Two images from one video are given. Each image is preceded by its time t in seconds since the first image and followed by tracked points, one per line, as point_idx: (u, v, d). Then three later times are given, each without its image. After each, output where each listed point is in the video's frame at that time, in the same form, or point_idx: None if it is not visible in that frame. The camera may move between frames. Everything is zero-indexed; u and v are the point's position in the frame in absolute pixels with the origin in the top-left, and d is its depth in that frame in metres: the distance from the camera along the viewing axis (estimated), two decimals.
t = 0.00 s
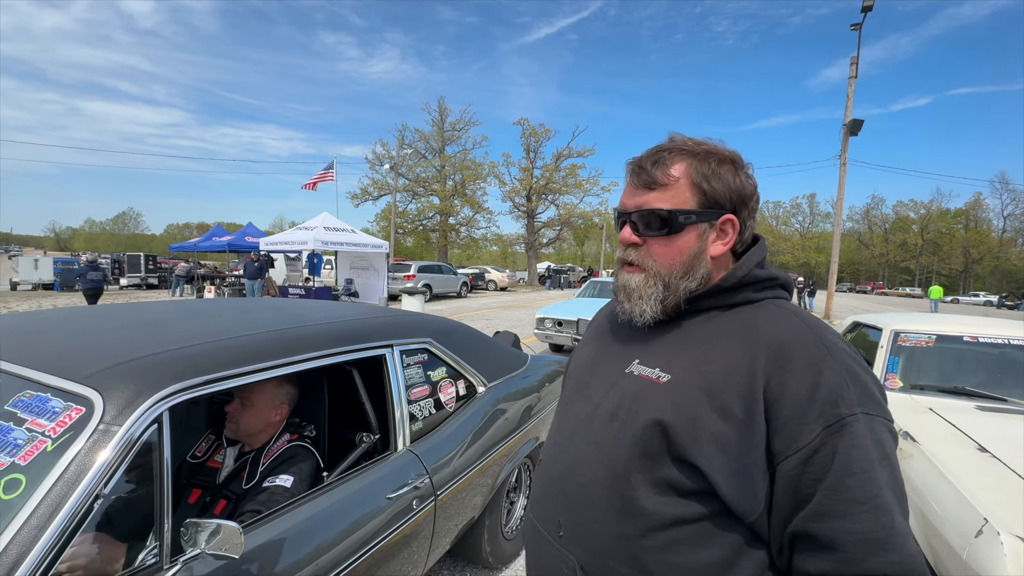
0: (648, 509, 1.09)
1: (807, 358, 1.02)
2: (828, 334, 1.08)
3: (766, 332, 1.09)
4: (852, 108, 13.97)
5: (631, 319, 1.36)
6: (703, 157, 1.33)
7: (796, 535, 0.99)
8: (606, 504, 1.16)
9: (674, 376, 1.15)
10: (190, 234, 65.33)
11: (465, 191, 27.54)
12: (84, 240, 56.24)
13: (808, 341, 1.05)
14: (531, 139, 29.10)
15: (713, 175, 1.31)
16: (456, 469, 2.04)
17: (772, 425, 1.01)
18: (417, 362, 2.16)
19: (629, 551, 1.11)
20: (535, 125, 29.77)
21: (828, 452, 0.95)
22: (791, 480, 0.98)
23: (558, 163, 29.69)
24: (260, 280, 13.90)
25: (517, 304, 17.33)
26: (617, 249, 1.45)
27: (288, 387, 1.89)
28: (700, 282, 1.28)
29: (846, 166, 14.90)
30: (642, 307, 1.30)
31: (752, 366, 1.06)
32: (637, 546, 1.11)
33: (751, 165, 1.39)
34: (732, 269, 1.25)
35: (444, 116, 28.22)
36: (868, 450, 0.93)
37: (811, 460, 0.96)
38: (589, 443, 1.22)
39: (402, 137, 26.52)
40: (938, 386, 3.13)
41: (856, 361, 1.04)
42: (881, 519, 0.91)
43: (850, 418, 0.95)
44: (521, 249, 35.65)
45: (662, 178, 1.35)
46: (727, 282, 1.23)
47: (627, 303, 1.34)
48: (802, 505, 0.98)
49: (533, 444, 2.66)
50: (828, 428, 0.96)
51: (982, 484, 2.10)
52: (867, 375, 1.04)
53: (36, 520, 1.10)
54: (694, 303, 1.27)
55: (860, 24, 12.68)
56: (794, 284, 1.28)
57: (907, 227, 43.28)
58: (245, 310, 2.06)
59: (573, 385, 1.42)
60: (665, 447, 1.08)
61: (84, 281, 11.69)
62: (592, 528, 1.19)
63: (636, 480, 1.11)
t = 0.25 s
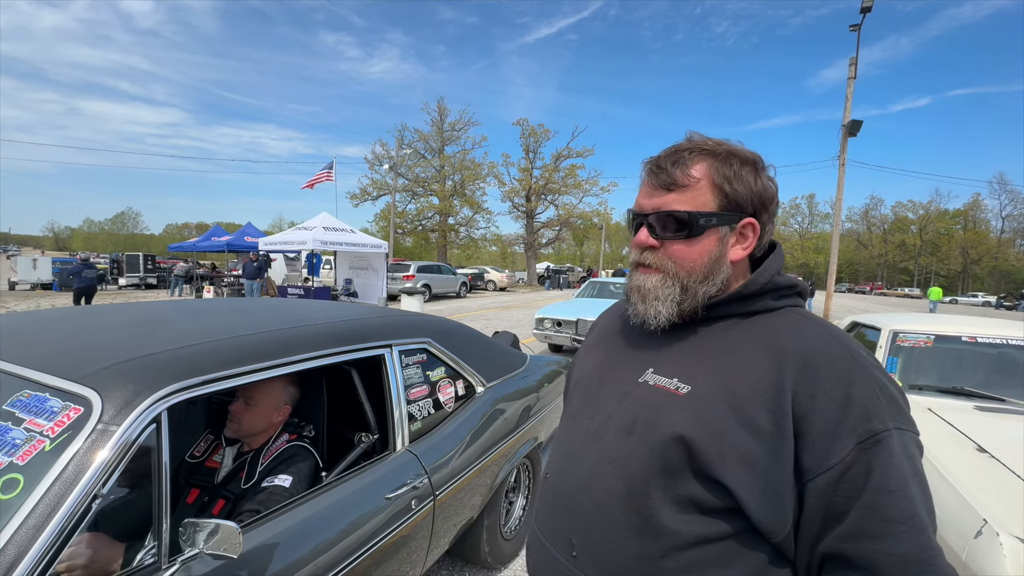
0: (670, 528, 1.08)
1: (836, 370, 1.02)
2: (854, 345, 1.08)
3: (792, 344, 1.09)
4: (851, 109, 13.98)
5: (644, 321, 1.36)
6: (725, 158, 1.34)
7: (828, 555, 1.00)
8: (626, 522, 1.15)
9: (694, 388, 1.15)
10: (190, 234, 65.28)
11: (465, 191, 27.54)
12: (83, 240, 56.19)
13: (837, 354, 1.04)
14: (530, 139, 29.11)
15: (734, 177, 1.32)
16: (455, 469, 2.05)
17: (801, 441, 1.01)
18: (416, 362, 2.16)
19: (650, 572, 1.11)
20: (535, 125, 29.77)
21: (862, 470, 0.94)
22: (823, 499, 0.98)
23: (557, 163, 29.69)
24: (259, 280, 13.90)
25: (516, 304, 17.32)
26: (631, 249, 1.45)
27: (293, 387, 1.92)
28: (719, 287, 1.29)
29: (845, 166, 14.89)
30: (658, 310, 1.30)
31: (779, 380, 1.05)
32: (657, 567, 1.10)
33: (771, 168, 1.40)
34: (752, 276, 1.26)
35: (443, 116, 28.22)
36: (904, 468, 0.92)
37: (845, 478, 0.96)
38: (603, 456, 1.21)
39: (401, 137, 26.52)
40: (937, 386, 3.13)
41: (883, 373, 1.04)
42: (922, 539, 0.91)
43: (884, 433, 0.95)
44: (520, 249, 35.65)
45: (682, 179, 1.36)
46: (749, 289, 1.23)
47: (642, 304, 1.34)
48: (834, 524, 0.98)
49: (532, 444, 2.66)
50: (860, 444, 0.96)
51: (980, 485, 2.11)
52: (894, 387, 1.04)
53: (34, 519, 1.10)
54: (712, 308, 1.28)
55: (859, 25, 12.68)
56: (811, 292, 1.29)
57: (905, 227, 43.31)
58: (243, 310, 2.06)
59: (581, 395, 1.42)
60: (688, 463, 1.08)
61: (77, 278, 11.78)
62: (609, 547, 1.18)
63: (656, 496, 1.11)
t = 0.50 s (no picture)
0: (682, 537, 1.08)
1: (853, 376, 1.02)
2: (869, 351, 1.08)
3: (807, 350, 1.09)
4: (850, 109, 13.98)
5: (653, 321, 1.36)
6: (739, 156, 1.34)
7: (844, 566, 1.00)
8: (635, 530, 1.14)
9: (706, 393, 1.15)
10: (189, 234, 65.24)
11: (464, 191, 27.53)
12: (82, 239, 56.17)
13: (854, 360, 1.05)
14: (530, 139, 29.11)
15: (749, 174, 1.32)
16: (454, 469, 2.04)
17: (817, 449, 1.01)
18: (415, 362, 2.16)
19: None
20: (534, 125, 29.76)
21: (881, 480, 0.94)
22: (840, 508, 0.98)
23: (556, 163, 29.69)
24: (258, 280, 13.89)
25: (516, 304, 17.31)
26: (641, 247, 1.45)
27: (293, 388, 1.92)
28: (730, 288, 1.29)
29: (845, 167, 14.88)
30: (667, 310, 1.30)
31: (795, 386, 1.05)
32: None
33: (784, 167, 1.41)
34: (766, 278, 1.26)
35: (443, 116, 28.23)
36: (922, 478, 0.93)
37: (862, 487, 0.96)
38: (611, 462, 1.21)
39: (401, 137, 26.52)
40: (936, 386, 3.14)
41: (899, 379, 1.04)
42: (942, 552, 0.92)
43: (904, 442, 0.95)
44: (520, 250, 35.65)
45: (695, 175, 1.36)
46: (763, 290, 1.23)
47: (651, 303, 1.34)
48: (851, 535, 0.98)
49: (532, 444, 2.66)
50: (879, 453, 0.95)
51: (979, 485, 2.11)
52: (908, 394, 1.04)
53: (32, 519, 1.10)
54: (723, 309, 1.28)
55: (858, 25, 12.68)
56: (822, 296, 1.30)
57: (904, 228, 43.34)
58: (241, 310, 2.06)
59: (585, 398, 1.42)
60: (700, 470, 1.08)
61: (69, 279, 11.83)
62: (615, 557, 1.17)
63: (667, 504, 1.10)
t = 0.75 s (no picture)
0: (683, 540, 1.08)
1: (862, 385, 1.03)
2: (878, 360, 1.09)
3: (816, 357, 1.09)
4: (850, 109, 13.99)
5: (660, 321, 1.36)
6: (754, 157, 1.35)
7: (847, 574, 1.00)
8: (635, 532, 1.14)
9: (711, 397, 1.15)
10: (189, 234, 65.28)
11: (464, 191, 27.54)
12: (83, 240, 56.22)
13: (864, 369, 1.05)
14: (530, 139, 29.13)
15: (764, 176, 1.33)
16: (454, 469, 2.05)
17: (824, 456, 1.01)
18: (415, 362, 2.16)
19: None
20: (534, 126, 29.78)
21: (887, 489, 0.95)
22: (845, 517, 0.98)
23: (556, 163, 29.71)
24: (258, 280, 13.90)
25: (516, 305, 17.32)
26: (652, 246, 1.45)
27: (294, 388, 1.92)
28: (741, 290, 1.29)
29: (845, 167, 14.87)
30: (676, 310, 1.31)
31: (804, 393, 1.05)
32: None
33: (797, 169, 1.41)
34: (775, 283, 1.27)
35: (443, 116, 28.25)
36: (930, 489, 0.93)
37: (869, 497, 0.96)
38: (613, 463, 1.21)
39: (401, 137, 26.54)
40: (936, 386, 3.14)
41: (908, 390, 1.05)
42: (948, 562, 0.92)
43: (912, 452, 0.95)
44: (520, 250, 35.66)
45: (709, 175, 1.36)
46: (773, 295, 1.24)
47: (660, 303, 1.35)
48: (855, 543, 0.98)
49: (532, 444, 2.66)
50: (887, 463, 0.95)
51: (978, 485, 2.11)
52: (916, 405, 1.05)
53: (33, 518, 1.10)
54: (733, 311, 1.28)
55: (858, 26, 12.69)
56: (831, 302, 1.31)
57: (904, 228, 43.33)
58: (241, 310, 2.06)
59: (587, 397, 1.42)
60: (703, 474, 1.08)
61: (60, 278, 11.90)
62: (614, 558, 1.17)
63: (669, 507, 1.10)
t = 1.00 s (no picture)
0: (677, 540, 1.08)
1: (861, 389, 1.02)
2: (880, 365, 1.08)
3: (816, 360, 1.09)
4: (851, 109, 13.97)
5: (662, 321, 1.37)
6: (757, 159, 1.35)
7: None
8: (629, 531, 1.15)
9: (708, 398, 1.15)
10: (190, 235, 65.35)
11: (465, 191, 27.54)
12: (84, 240, 56.33)
13: (863, 372, 1.05)
14: (531, 139, 29.13)
15: (766, 178, 1.33)
16: (455, 469, 2.05)
17: (820, 459, 1.01)
18: (417, 362, 2.17)
19: None
20: (535, 126, 29.77)
21: (884, 494, 0.94)
22: (840, 521, 0.98)
23: (557, 163, 29.70)
24: (259, 280, 13.91)
25: (517, 304, 17.33)
26: (653, 249, 1.46)
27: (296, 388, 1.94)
28: (744, 291, 1.29)
29: (846, 167, 14.84)
30: (677, 312, 1.31)
31: (802, 396, 1.05)
32: None
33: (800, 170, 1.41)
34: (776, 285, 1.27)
35: (444, 116, 28.27)
36: (928, 495, 0.92)
37: (865, 501, 0.96)
38: (610, 462, 1.21)
39: (402, 137, 26.56)
40: (937, 387, 3.14)
41: (909, 395, 1.04)
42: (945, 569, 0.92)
43: (910, 458, 0.95)
44: (520, 250, 35.65)
45: (711, 177, 1.36)
46: (772, 297, 1.24)
47: (661, 304, 1.35)
48: (850, 548, 0.98)
49: (533, 444, 2.67)
50: (884, 468, 0.95)
51: (980, 486, 2.11)
52: (917, 410, 1.04)
53: (38, 518, 1.10)
54: (734, 313, 1.28)
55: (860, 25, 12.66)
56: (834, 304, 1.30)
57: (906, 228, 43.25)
58: (244, 310, 2.06)
59: (588, 397, 1.42)
60: (698, 475, 1.08)
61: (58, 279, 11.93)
62: (609, 556, 1.18)
63: (664, 506, 1.11)
